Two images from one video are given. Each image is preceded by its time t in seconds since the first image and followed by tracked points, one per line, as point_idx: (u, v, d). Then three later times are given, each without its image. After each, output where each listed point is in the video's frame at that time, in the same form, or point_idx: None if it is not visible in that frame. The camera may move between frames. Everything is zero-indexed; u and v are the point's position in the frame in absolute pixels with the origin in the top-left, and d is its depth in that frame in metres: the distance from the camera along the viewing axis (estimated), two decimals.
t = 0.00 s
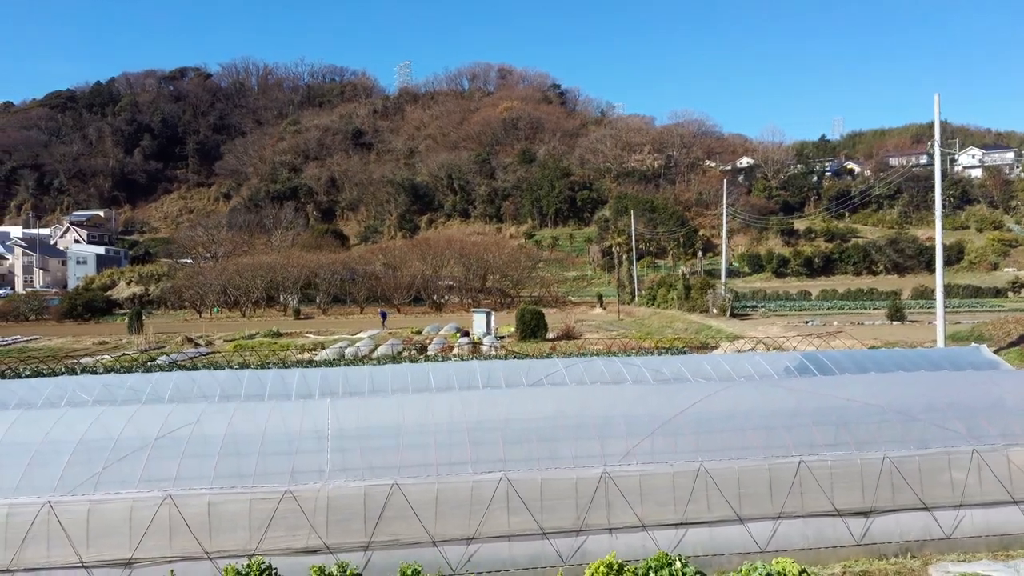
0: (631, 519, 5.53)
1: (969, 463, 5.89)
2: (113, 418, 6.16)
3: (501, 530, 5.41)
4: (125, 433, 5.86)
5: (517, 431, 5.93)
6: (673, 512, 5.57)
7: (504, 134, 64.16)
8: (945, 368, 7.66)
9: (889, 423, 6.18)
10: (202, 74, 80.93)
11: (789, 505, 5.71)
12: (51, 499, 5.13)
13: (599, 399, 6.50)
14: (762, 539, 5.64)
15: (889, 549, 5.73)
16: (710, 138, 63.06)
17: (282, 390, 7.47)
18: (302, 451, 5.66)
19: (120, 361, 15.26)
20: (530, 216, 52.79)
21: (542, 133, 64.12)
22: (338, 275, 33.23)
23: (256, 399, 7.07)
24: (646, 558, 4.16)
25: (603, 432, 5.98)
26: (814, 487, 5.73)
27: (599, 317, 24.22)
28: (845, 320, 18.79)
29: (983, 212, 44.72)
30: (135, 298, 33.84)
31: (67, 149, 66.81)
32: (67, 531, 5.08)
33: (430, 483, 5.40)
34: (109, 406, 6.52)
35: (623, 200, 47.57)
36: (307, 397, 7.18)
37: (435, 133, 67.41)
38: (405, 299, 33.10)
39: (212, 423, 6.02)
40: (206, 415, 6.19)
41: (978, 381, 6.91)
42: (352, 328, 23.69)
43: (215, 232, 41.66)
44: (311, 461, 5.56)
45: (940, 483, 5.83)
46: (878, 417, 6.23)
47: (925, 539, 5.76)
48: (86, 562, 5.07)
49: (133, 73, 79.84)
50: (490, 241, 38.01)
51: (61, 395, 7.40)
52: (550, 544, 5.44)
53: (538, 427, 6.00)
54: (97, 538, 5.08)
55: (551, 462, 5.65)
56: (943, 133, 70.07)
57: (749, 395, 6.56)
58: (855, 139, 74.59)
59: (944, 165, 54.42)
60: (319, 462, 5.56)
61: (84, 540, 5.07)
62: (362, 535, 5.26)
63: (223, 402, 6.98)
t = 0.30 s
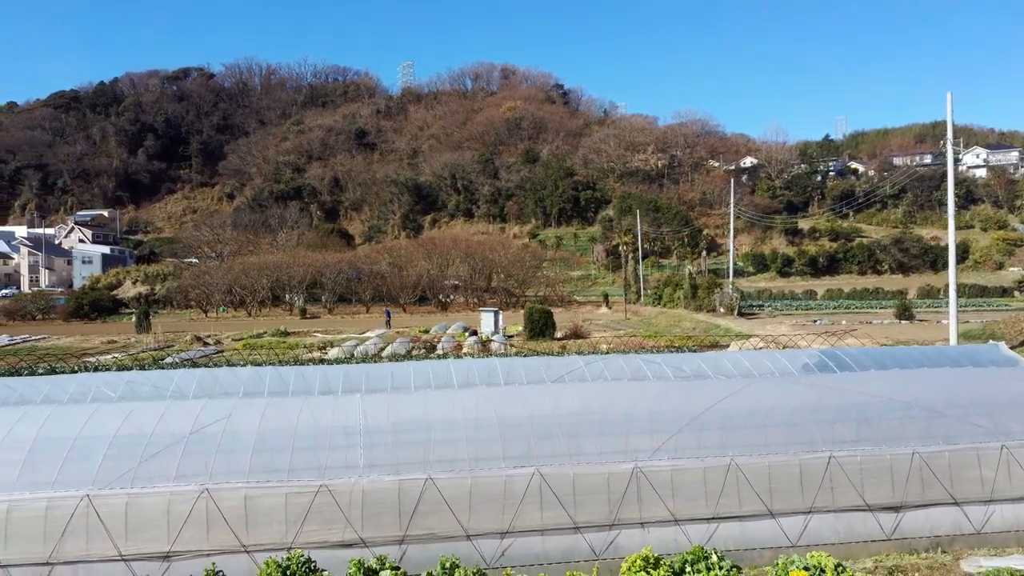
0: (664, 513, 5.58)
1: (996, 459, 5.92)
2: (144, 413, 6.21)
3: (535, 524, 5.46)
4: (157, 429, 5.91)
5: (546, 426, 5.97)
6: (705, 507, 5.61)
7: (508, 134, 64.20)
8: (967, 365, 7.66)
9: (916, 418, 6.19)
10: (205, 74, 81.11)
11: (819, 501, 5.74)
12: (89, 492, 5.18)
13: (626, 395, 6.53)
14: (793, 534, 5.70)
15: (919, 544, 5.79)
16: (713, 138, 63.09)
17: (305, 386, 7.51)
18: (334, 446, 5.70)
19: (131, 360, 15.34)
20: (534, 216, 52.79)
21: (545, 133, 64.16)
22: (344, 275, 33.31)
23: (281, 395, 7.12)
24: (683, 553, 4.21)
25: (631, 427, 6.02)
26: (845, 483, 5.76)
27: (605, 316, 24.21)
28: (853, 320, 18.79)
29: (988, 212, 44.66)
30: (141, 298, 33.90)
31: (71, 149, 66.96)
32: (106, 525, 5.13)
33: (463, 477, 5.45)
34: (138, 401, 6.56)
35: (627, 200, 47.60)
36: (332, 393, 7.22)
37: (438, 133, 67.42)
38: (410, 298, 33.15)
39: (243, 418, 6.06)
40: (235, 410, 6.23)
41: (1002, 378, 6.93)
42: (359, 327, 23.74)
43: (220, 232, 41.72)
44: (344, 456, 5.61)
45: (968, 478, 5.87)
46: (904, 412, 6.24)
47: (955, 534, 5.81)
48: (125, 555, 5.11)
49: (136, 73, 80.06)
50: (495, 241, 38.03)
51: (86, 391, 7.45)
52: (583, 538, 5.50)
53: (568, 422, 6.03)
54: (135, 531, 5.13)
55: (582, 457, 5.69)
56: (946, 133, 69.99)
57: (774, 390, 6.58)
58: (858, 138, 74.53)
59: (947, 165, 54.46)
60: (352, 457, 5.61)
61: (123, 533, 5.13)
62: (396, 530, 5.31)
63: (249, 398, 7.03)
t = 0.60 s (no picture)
0: (717, 507, 5.66)
1: None
2: (196, 410, 6.36)
3: (590, 518, 5.55)
4: (211, 425, 6.06)
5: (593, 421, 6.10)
6: (759, 501, 5.69)
7: (512, 134, 64.21)
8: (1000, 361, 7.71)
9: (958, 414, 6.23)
10: (209, 74, 81.22)
11: (871, 495, 5.79)
12: (151, 486, 5.33)
13: (668, 391, 6.63)
14: (846, 528, 5.74)
15: (971, 538, 5.81)
16: (717, 137, 63.11)
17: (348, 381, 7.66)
18: (388, 442, 5.85)
19: (147, 358, 15.40)
20: (539, 216, 52.82)
21: (549, 133, 64.18)
22: (352, 275, 33.38)
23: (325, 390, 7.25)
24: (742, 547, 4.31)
25: (678, 422, 6.13)
26: (896, 477, 5.80)
27: (615, 315, 24.21)
28: (865, 319, 18.78)
29: (994, 212, 44.62)
30: (149, 297, 33.85)
31: (76, 149, 67.03)
32: (168, 518, 5.28)
33: (518, 472, 5.55)
34: (187, 398, 6.72)
35: (632, 199, 47.62)
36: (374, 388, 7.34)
37: (442, 133, 67.42)
38: (418, 298, 33.18)
39: (294, 415, 6.20)
40: (286, 407, 6.37)
41: None
42: (370, 326, 23.76)
43: (227, 232, 41.75)
44: (400, 451, 5.76)
45: (1019, 473, 5.90)
46: (947, 409, 6.28)
47: (1007, 529, 5.82)
48: (187, 548, 5.25)
49: (140, 73, 80.19)
50: (501, 241, 38.05)
51: (129, 388, 7.61)
52: (639, 533, 5.58)
53: (612, 417, 6.17)
54: (197, 524, 5.27)
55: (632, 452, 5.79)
56: (950, 133, 69.95)
57: (812, 386, 6.67)
58: (861, 138, 74.49)
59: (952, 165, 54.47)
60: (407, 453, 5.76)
61: (184, 526, 5.27)
62: (454, 523, 5.43)
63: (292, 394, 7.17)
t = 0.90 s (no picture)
0: (791, 500, 5.86)
1: None
2: (264, 403, 6.55)
3: (665, 512, 5.74)
4: (282, 418, 6.22)
5: (657, 414, 6.30)
6: (834, 495, 5.89)
7: (517, 134, 64.19)
8: None
9: (1013, 409, 6.47)
10: (213, 74, 81.40)
11: (941, 489, 6.02)
12: (232, 479, 5.54)
13: (721, 383, 6.83)
14: (918, 522, 5.95)
15: None
16: (722, 137, 63.16)
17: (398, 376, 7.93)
18: (462, 434, 6.05)
19: (168, 356, 15.57)
20: (544, 215, 52.87)
21: (554, 133, 64.23)
22: (362, 274, 33.48)
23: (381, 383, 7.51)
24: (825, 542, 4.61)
25: (740, 415, 6.33)
26: (965, 471, 6.04)
27: (628, 314, 24.24)
28: (882, 317, 18.77)
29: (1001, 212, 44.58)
30: (159, 297, 33.84)
31: (81, 149, 67.14)
32: (251, 511, 5.47)
33: (594, 465, 5.75)
34: (251, 391, 6.91)
35: (638, 199, 47.65)
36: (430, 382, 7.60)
37: (447, 132, 67.42)
38: (428, 297, 33.25)
39: (364, 408, 6.36)
40: (353, 400, 6.53)
41: None
42: (384, 324, 23.78)
43: (235, 232, 41.81)
44: (476, 444, 5.97)
45: None
46: (1007, 405, 6.50)
47: None
48: (271, 540, 5.47)
49: (145, 73, 80.41)
50: (510, 240, 38.07)
51: (182, 383, 7.81)
52: (713, 526, 5.77)
53: (673, 410, 6.38)
54: (280, 517, 5.48)
55: (700, 447, 6.02)
56: (954, 133, 69.96)
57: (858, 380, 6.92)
58: (866, 137, 74.47)
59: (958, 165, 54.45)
60: (484, 445, 5.97)
61: (268, 519, 5.48)
62: (533, 516, 5.63)
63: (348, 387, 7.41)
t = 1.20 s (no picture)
0: (885, 493, 6.12)
1: None
2: (349, 398, 6.77)
3: (763, 504, 6.00)
4: (378, 411, 6.49)
5: (737, 410, 6.55)
6: (925, 487, 6.16)
7: (523, 133, 64.15)
8: None
9: None
10: (217, 74, 81.43)
11: None
12: (335, 469, 5.68)
13: (768, 379, 7.18)
14: (1011, 514, 6.20)
15: None
16: (728, 137, 63.17)
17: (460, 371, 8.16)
18: (556, 427, 6.33)
19: (193, 355, 15.61)
20: (551, 215, 52.88)
21: (560, 133, 64.25)
22: (375, 274, 33.58)
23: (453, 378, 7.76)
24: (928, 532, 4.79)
25: (811, 411, 6.59)
26: None
27: (643, 313, 24.26)
28: (902, 315, 18.79)
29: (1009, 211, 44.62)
30: (170, 296, 33.81)
31: (86, 149, 67.13)
32: (355, 500, 5.64)
33: (693, 456, 5.96)
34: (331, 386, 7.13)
35: (645, 199, 47.77)
36: (491, 378, 7.88)
37: (452, 132, 67.40)
38: (441, 296, 33.33)
39: (456, 401, 6.65)
40: (442, 394, 6.82)
41: None
42: (401, 322, 23.77)
43: (244, 231, 41.81)
44: (571, 436, 6.24)
45: None
46: None
47: None
48: (375, 530, 5.63)
49: (149, 74, 80.46)
50: (520, 240, 38.11)
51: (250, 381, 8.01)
52: (810, 518, 6.03)
53: (745, 406, 6.64)
54: (383, 507, 5.65)
55: (797, 440, 6.25)
56: (959, 132, 70.06)
57: (907, 375, 7.21)
58: (870, 137, 74.52)
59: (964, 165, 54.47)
60: (579, 436, 6.24)
61: (371, 509, 5.65)
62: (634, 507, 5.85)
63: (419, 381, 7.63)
